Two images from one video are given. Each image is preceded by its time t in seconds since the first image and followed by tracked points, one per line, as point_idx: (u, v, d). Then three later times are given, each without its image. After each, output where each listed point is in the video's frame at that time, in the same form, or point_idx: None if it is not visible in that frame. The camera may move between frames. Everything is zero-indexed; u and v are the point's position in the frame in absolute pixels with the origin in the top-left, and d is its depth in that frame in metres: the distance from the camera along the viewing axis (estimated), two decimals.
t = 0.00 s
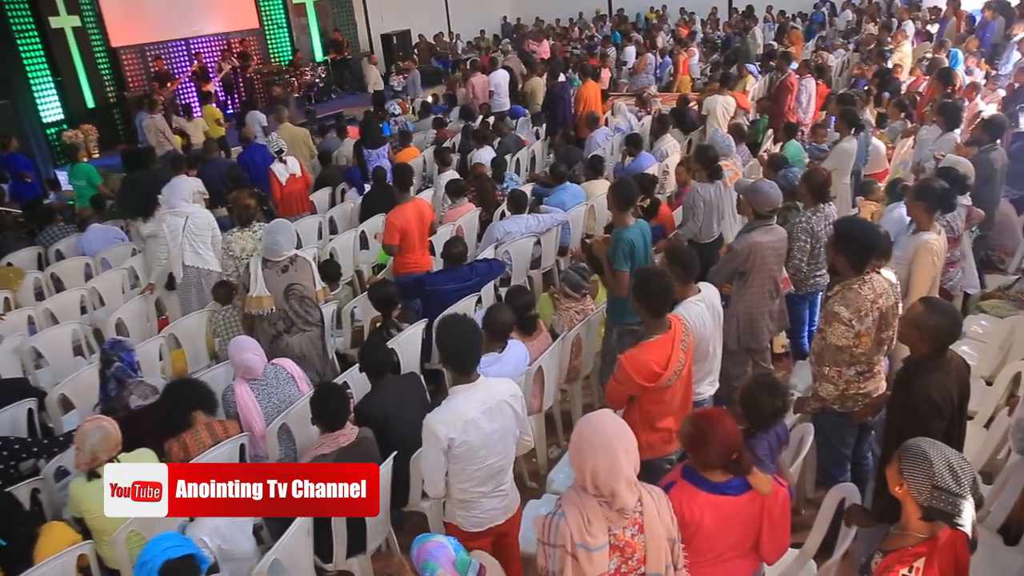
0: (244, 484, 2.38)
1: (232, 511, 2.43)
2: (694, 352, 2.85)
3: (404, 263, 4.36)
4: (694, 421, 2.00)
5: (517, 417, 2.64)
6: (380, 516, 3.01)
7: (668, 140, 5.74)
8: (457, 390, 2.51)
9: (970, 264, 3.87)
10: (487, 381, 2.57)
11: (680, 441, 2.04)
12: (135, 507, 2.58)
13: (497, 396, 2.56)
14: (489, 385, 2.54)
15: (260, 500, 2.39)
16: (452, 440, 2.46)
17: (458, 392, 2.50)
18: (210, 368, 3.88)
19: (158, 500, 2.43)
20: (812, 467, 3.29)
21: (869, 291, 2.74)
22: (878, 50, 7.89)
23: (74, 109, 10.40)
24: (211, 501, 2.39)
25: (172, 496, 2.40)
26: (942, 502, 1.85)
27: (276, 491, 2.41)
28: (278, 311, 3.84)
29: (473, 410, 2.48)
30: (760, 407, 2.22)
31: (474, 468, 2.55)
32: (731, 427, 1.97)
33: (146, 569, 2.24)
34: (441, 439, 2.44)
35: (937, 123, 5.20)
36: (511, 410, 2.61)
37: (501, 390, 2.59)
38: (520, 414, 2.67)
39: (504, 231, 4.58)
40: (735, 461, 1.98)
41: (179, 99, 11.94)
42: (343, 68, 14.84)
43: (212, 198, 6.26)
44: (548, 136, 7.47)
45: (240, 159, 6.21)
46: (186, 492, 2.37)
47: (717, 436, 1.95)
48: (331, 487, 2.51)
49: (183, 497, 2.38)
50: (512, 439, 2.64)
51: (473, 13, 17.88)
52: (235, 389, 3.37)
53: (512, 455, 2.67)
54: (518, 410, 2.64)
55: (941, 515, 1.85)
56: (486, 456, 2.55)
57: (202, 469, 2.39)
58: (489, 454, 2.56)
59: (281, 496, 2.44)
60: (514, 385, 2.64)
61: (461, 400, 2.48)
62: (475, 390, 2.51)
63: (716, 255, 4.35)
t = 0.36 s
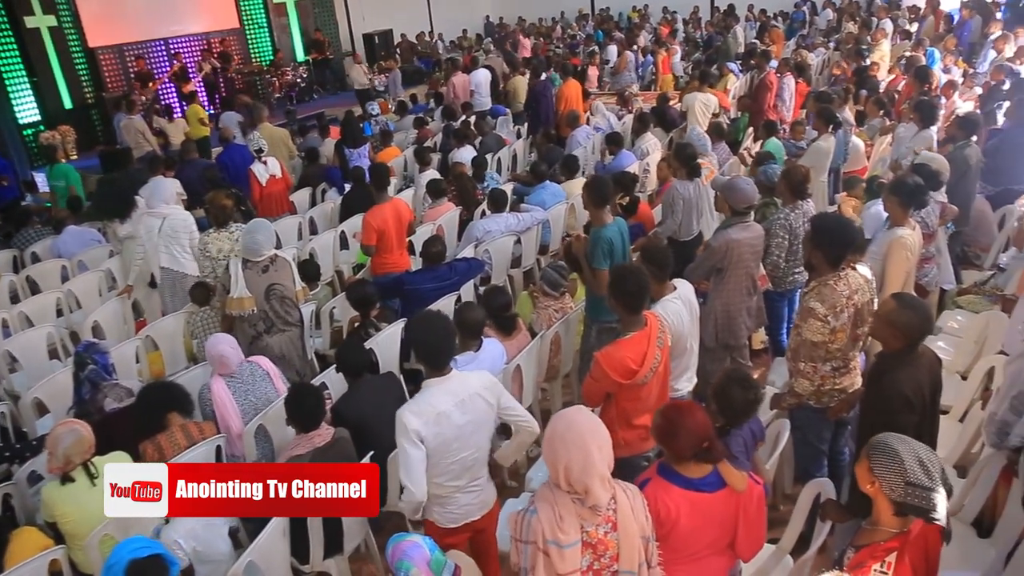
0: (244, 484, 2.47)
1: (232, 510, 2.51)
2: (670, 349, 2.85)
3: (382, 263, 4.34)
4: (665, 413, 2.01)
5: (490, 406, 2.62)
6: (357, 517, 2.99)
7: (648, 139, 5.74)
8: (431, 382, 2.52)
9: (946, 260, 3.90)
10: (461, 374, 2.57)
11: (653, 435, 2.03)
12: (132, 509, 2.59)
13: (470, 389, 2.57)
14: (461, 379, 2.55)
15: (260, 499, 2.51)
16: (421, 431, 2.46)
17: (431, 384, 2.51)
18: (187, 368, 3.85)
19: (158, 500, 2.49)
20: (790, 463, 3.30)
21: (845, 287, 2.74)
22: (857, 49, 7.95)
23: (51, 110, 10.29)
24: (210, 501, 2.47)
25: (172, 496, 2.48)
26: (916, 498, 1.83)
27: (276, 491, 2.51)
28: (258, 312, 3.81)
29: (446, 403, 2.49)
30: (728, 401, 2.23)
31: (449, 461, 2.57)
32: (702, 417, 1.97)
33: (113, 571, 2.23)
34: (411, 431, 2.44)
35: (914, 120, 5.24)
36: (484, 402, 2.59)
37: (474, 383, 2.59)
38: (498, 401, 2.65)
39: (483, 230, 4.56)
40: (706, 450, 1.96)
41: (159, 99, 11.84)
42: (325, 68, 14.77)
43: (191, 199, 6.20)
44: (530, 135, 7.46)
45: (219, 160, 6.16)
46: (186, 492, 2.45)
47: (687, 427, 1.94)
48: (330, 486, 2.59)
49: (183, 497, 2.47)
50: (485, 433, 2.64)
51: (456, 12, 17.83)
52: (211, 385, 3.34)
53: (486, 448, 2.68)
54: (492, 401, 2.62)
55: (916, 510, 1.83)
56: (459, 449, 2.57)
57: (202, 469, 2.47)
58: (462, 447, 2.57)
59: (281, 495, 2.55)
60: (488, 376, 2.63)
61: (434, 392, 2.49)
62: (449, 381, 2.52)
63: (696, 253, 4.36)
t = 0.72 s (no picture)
0: (244, 484, 2.23)
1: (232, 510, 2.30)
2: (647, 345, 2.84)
3: (359, 260, 4.36)
4: (635, 403, 1.99)
5: (461, 400, 2.61)
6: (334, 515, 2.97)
7: (629, 135, 5.72)
8: (404, 377, 2.51)
9: (922, 254, 3.92)
10: (433, 369, 2.56)
11: (625, 428, 2.01)
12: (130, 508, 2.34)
13: (442, 384, 2.55)
14: (434, 373, 2.54)
15: (260, 500, 2.29)
16: (391, 426, 2.44)
17: (404, 378, 2.50)
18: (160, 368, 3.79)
19: (158, 501, 2.24)
20: (767, 457, 3.31)
21: (821, 280, 2.75)
22: (836, 46, 7.99)
23: (27, 109, 10.17)
24: (211, 502, 2.22)
25: (172, 497, 2.23)
26: (887, 490, 1.83)
27: (276, 491, 2.31)
28: (235, 311, 3.77)
29: (418, 398, 2.48)
30: (702, 390, 2.21)
31: (420, 458, 2.56)
32: (672, 407, 1.95)
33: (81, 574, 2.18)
34: (381, 426, 2.42)
35: (892, 116, 5.27)
36: (456, 398, 2.58)
37: (446, 378, 2.57)
38: (467, 399, 2.63)
39: (463, 226, 4.55)
40: (678, 434, 1.94)
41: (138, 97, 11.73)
42: (307, 66, 14.68)
43: (168, 198, 6.14)
44: (511, 132, 7.45)
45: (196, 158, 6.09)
46: (186, 493, 2.20)
47: (659, 417, 1.92)
48: (331, 487, 2.32)
49: (183, 497, 2.21)
50: (457, 430, 2.62)
51: (438, 10, 17.75)
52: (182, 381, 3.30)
53: (458, 446, 2.66)
54: (463, 399, 2.61)
55: (888, 502, 1.83)
56: (431, 446, 2.55)
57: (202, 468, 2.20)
58: (434, 444, 2.56)
59: (282, 496, 2.33)
60: (461, 372, 2.61)
61: (405, 387, 2.48)
62: (422, 376, 2.51)
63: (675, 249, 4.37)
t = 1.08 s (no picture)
0: (244, 484, 2.37)
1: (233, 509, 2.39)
2: (623, 336, 2.85)
3: (337, 255, 4.35)
4: (608, 391, 1.98)
5: (440, 395, 2.60)
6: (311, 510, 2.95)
7: (610, 128, 5.71)
8: (380, 373, 2.50)
9: (899, 244, 3.93)
10: (410, 365, 2.55)
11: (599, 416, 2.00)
12: (130, 508, 2.39)
13: (419, 382, 2.54)
14: (410, 370, 2.52)
15: (260, 500, 2.43)
16: (368, 424, 2.44)
17: (381, 375, 2.49)
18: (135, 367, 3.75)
19: (158, 500, 2.31)
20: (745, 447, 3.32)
21: (797, 270, 2.75)
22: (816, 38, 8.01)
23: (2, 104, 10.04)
24: (211, 501, 2.30)
25: (173, 496, 2.29)
26: (858, 478, 1.83)
27: (275, 490, 2.43)
28: (207, 305, 3.74)
29: (394, 395, 2.47)
30: (673, 381, 2.23)
31: (395, 453, 2.54)
32: (645, 395, 1.95)
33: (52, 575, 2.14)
34: (357, 425, 2.42)
35: (870, 108, 5.28)
36: (435, 396, 2.58)
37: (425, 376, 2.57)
38: (445, 395, 2.62)
39: (442, 220, 4.55)
40: (651, 420, 1.92)
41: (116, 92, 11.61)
42: (288, 60, 14.57)
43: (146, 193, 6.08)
44: (493, 125, 7.42)
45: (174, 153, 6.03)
46: (186, 492, 2.26)
47: (632, 405, 1.91)
48: (331, 486, 2.33)
49: (183, 497, 2.27)
50: (435, 428, 2.62)
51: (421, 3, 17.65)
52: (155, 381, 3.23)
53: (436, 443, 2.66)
54: (441, 398, 2.61)
55: (859, 490, 1.84)
56: (407, 442, 2.54)
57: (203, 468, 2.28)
58: (411, 440, 2.55)
59: (281, 496, 2.44)
60: (439, 368, 2.61)
61: (382, 384, 2.46)
62: (399, 372, 2.50)
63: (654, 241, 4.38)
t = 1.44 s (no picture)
0: (244, 484, 2.43)
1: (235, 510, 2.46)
2: (599, 332, 2.86)
3: (317, 253, 4.34)
4: (582, 385, 1.98)
5: (419, 391, 2.61)
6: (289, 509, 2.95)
7: (591, 125, 5.72)
8: (361, 371, 2.48)
9: (875, 239, 3.97)
10: (390, 363, 2.55)
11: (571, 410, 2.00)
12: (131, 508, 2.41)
13: (402, 378, 2.55)
14: (390, 366, 2.52)
15: (260, 499, 2.45)
16: (352, 422, 2.41)
17: (362, 373, 2.48)
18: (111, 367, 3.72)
19: (158, 500, 2.31)
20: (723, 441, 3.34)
21: (772, 265, 2.76)
22: (796, 34, 8.05)
23: None
24: (211, 501, 2.37)
25: (173, 496, 2.31)
26: (828, 472, 1.84)
27: (274, 490, 2.41)
28: (181, 302, 3.73)
29: (376, 391, 2.46)
30: (646, 376, 2.23)
31: (378, 451, 2.52)
32: (618, 388, 1.95)
33: None
34: (341, 424, 2.39)
35: (848, 104, 5.32)
36: (416, 391, 2.59)
37: (406, 372, 2.57)
38: (423, 392, 2.64)
39: (422, 217, 4.51)
40: (623, 412, 1.92)
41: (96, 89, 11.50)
42: (271, 56, 14.48)
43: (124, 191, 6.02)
44: (475, 122, 7.41)
45: (153, 151, 5.99)
46: (186, 492, 2.30)
47: (604, 398, 1.91)
48: (332, 486, 2.31)
49: (183, 497, 2.31)
50: (416, 423, 2.62)
51: None
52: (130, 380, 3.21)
53: (417, 438, 2.66)
54: (420, 392, 2.62)
55: (829, 484, 1.84)
56: (390, 439, 2.53)
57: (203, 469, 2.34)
58: (393, 437, 2.54)
59: (280, 496, 2.40)
60: (418, 365, 2.61)
61: (362, 382, 2.45)
62: (379, 369, 2.50)
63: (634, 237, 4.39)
